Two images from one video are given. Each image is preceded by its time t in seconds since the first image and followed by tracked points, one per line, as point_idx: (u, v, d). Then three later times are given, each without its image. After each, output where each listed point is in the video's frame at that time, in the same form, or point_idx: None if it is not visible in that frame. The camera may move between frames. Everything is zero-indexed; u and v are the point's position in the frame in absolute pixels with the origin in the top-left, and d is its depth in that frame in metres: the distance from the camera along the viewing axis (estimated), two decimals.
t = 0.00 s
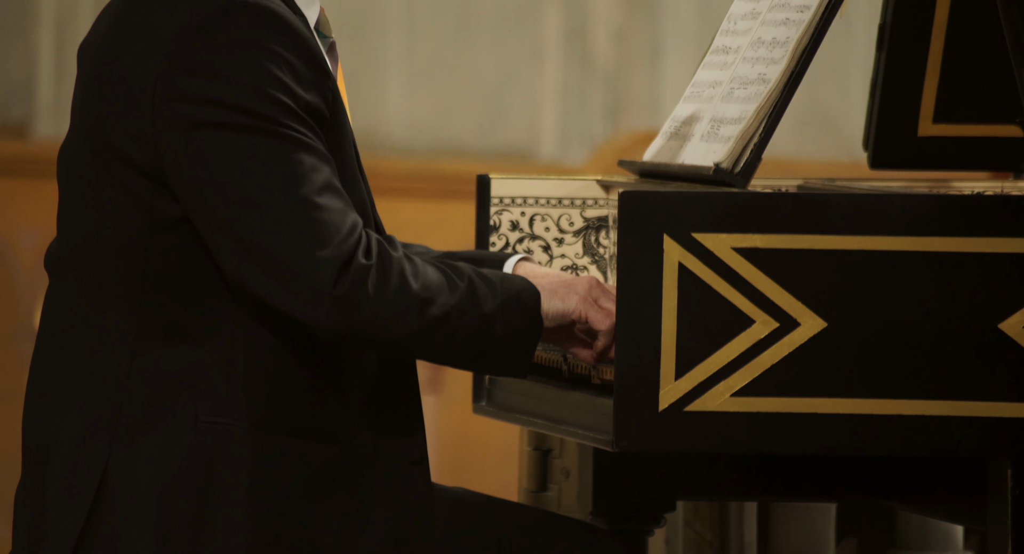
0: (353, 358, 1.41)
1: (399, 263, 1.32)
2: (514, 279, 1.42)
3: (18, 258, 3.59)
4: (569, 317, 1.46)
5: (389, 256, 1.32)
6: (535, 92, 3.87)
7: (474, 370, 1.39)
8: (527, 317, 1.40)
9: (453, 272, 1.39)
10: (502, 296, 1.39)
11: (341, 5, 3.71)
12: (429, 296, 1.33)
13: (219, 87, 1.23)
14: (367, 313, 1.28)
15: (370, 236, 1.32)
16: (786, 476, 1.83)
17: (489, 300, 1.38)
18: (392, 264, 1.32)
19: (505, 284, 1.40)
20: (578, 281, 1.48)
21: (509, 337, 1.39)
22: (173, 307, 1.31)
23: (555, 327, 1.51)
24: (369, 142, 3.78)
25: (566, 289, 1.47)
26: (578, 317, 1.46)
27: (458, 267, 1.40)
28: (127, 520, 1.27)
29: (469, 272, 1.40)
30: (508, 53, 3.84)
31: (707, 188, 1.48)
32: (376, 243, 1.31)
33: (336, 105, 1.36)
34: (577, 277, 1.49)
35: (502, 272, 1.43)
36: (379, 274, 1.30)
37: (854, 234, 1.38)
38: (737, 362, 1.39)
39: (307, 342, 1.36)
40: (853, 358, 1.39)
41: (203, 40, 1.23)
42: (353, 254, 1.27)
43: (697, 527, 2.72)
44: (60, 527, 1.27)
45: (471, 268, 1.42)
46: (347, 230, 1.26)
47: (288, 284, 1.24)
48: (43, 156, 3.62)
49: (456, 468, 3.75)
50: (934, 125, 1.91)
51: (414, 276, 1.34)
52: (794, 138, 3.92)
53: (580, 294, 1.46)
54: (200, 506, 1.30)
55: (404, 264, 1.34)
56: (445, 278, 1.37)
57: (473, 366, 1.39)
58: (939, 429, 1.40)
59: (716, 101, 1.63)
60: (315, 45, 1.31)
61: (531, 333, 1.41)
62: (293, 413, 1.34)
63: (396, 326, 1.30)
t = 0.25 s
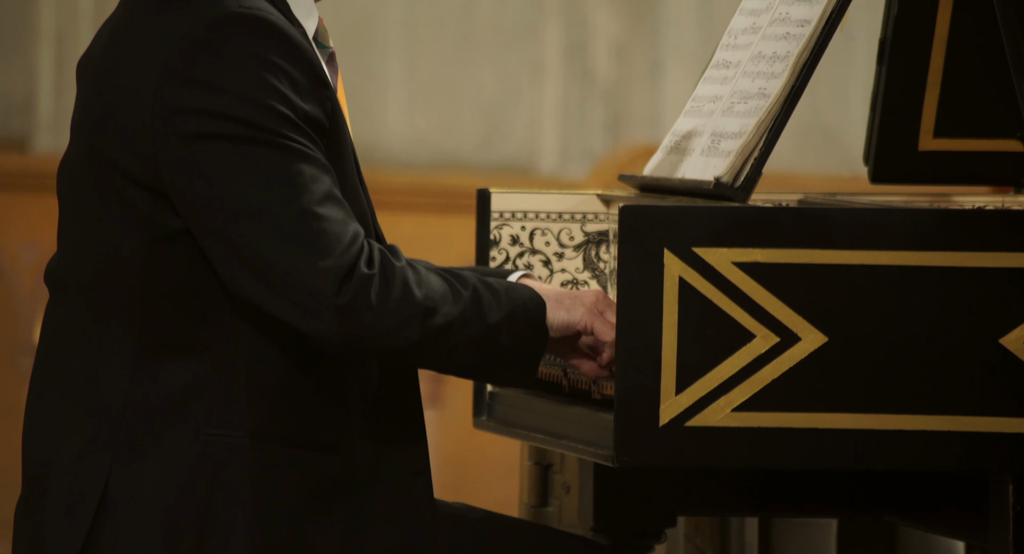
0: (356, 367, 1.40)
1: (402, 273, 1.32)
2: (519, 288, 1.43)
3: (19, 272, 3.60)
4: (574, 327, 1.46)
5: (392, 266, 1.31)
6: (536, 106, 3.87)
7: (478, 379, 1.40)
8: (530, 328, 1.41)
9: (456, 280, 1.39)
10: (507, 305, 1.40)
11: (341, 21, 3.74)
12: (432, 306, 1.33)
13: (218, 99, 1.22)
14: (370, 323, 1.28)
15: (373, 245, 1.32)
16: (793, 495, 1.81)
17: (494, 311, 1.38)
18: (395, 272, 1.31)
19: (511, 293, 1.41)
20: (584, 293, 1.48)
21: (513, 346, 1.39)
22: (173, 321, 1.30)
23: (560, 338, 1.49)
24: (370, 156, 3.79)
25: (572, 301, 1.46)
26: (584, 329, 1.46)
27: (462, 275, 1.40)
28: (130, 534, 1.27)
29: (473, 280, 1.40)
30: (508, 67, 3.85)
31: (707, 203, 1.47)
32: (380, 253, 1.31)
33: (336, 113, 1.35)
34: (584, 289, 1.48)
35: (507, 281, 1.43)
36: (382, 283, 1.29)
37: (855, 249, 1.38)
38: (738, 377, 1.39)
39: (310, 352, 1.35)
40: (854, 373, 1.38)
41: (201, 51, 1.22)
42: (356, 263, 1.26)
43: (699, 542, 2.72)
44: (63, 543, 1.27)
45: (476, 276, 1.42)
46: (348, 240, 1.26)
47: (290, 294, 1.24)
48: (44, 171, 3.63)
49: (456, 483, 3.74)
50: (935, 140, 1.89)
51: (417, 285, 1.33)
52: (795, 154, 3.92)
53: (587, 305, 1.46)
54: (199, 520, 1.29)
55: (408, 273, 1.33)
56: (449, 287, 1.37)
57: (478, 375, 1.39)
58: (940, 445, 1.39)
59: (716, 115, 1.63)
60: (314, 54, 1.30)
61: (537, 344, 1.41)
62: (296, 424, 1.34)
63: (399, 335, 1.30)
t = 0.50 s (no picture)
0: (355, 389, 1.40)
1: (409, 282, 1.32)
2: (527, 295, 1.42)
3: (17, 291, 3.60)
4: (583, 337, 1.45)
5: (398, 276, 1.31)
6: (537, 123, 3.87)
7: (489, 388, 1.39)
8: (539, 338, 1.40)
9: (465, 288, 1.38)
10: (516, 314, 1.39)
11: (341, 39, 3.73)
12: (441, 315, 1.32)
13: (219, 115, 1.21)
14: (377, 334, 1.27)
15: (379, 255, 1.32)
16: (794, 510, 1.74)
17: (503, 320, 1.37)
18: (402, 282, 1.31)
19: (519, 301, 1.40)
20: (594, 307, 1.48)
21: (522, 355, 1.39)
22: (172, 338, 1.30)
23: (568, 350, 1.48)
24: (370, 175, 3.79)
25: (582, 312, 1.46)
26: (591, 340, 1.45)
27: (470, 283, 1.39)
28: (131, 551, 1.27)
29: (482, 288, 1.39)
30: (509, 84, 3.85)
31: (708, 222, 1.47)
32: (385, 263, 1.30)
33: (337, 126, 1.34)
34: (594, 302, 1.48)
35: (516, 289, 1.43)
36: (389, 293, 1.29)
37: (856, 267, 1.37)
38: (739, 395, 1.38)
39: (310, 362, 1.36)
40: (855, 392, 1.37)
41: (201, 68, 1.22)
42: (361, 274, 1.26)
43: None
44: None
45: (484, 284, 1.42)
46: (353, 252, 1.25)
47: (296, 306, 1.24)
48: (43, 189, 3.63)
49: (456, 501, 3.72)
50: (935, 158, 1.87)
51: (425, 294, 1.33)
52: (795, 173, 3.91)
53: (597, 317, 1.46)
54: (202, 535, 1.29)
55: (415, 282, 1.33)
56: (457, 296, 1.36)
57: (487, 383, 1.38)
58: (943, 464, 1.38)
59: (717, 134, 1.62)
60: (314, 68, 1.29)
61: (548, 353, 1.41)
62: (301, 436, 1.35)
63: (407, 344, 1.30)
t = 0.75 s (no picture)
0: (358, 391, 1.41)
1: (415, 293, 1.31)
2: (538, 299, 1.43)
3: (17, 310, 3.61)
4: (592, 350, 1.45)
5: (405, 287, 1.31)
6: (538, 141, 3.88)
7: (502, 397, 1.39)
8: (548, 344, 1.39)
9: (475, 297, 1.38)
10: (529, 322, 1.39)
11: (342, 60, 3.77)
12: (449, 325, 1.32)
13: (221, 132, 1.21)
14: (385, 345, 1.27)
15: (384, 267, 1.31)
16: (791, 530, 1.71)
17: (515, 326, 1.37)
18: (408, 293, 1.31)
19: (531, 308, 1.40)
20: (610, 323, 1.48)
21: (534, 362, 1.38)
22: (173, 355, 1.29)
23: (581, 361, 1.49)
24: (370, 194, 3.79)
25: (596, 326, 1.46)
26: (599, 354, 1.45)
27: (480, 292, 1.39)
28: None
29: (491, 296, 1.39)
30: (509, 103, 3.86)
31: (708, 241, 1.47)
32: (391, 274, 1.30)
33: (335, 141, 1.34)
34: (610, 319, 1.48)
35: (527, 295, 1.43)
36: (395, 304, 1.29)
37: (857, 287, 1.36)
38: (740, 414, 1.37)
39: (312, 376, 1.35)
40: (857, 411, 1.37)
41: (199, 86, 1.22)
42: (366, 286, 1.26)
43: None
44: None
45: (495, 292, 1.42)
46: (358, 265, 1.25)
47: (303, 320, 1.23)
48: (43, 209, 3.64)
49: (456, 521, 3.70)
50: (936, 177, 1.80)
51: (434, 304, 1.33)
52: (796, 192, 3.92)
53: (609, 333, 1.46)
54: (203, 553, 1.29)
55: (422, 292, 1.33)
56: (466, 305, 1.36)
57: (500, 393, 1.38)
58: (943, 483, 1.37)
59: (717, 152, 1.62)
60: (311, 83, 1.29)
61: (564, 359, 1.41)
62: (305, 450, 1.35)
63: (415, 355, 1.29)
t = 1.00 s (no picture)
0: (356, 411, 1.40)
1: (416, 307, 1.31)
2: (543, 313, 1.43)
3: (16, 327, 3.60)
4: (595, 367, 1.46)
5: (406, 301, 1.30)
6: (538, 158, 3.88)
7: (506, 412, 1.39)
8: (559, 355, 1.40)
9: (477, 311, 1.38)
10: (533, 337, 1.39)
11: (341, 80, 3.77)
12: (452, 339, 1.32)
13: (219, 148, 1.20)
14: (386, 359, 1.26)
15: (384, 282, 1.31)
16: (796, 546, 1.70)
17: (519, 341, 1.37)
18: (409, 307, 1.30)
19: (536, 322, 1.40)
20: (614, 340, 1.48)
21: (539, 375, 1.38)
22: (172, 373, 1.29)
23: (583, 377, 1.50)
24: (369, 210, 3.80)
25: (600, 342, 1.47)
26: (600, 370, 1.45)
27: (483, 305, 1.39)
28: None
29: (496, 310, 1.39)
30: (509, 120, 3.87)
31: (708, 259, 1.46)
32: (392, 288, 1.30)
33: (333, 157, 1.34)
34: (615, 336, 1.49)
35: (531, 309, 1.43)
36: (396, 319, 1.28)
37: (858, 305, 1.36)
38: (740, 433, 1.37)
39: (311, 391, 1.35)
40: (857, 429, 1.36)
41: (196, 103, 1.21)
42: (367, 300, 1.25)
43: None
44: None
45: (499, 306, 1.42)
46: (358, 280, 1.24)
47: (304, 335, 1.22)
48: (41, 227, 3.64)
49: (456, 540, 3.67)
50: (936, 195, 1.77)
51: (436, 319, 1.32)
52: (797, 210, 3.92)
53: (612, 351, 1.46)
54: None
55: (424, 306, 1.32)
56: (469, 319, 1.36)
57: (504, 408, 1.38)
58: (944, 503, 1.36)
59: (718, 170, 1.62)
60: (308, 99, 1.29)
61: (570, 375, 1.41)
62: (305, 466, 1.34)
63: (418, 369, 1.28)
